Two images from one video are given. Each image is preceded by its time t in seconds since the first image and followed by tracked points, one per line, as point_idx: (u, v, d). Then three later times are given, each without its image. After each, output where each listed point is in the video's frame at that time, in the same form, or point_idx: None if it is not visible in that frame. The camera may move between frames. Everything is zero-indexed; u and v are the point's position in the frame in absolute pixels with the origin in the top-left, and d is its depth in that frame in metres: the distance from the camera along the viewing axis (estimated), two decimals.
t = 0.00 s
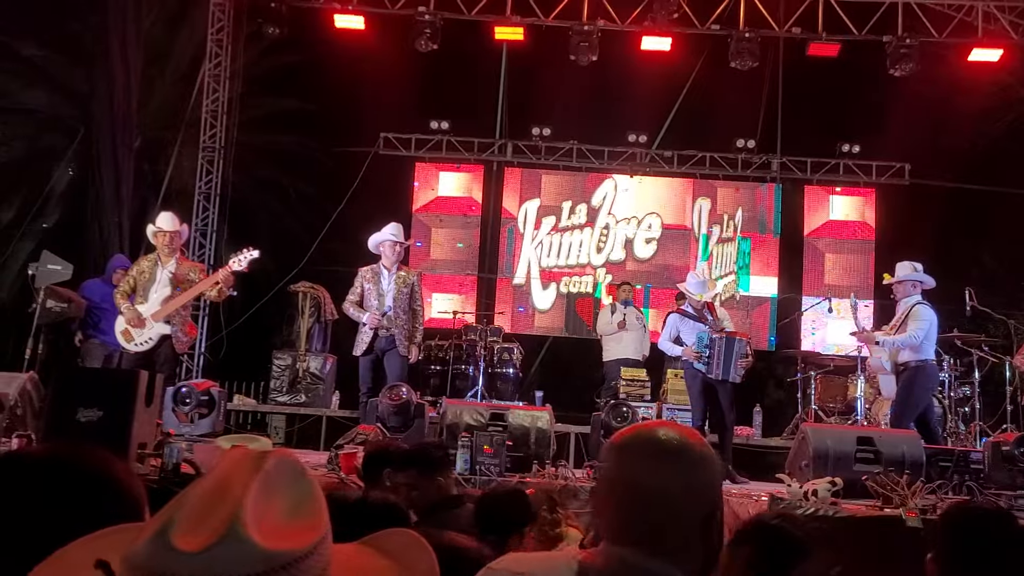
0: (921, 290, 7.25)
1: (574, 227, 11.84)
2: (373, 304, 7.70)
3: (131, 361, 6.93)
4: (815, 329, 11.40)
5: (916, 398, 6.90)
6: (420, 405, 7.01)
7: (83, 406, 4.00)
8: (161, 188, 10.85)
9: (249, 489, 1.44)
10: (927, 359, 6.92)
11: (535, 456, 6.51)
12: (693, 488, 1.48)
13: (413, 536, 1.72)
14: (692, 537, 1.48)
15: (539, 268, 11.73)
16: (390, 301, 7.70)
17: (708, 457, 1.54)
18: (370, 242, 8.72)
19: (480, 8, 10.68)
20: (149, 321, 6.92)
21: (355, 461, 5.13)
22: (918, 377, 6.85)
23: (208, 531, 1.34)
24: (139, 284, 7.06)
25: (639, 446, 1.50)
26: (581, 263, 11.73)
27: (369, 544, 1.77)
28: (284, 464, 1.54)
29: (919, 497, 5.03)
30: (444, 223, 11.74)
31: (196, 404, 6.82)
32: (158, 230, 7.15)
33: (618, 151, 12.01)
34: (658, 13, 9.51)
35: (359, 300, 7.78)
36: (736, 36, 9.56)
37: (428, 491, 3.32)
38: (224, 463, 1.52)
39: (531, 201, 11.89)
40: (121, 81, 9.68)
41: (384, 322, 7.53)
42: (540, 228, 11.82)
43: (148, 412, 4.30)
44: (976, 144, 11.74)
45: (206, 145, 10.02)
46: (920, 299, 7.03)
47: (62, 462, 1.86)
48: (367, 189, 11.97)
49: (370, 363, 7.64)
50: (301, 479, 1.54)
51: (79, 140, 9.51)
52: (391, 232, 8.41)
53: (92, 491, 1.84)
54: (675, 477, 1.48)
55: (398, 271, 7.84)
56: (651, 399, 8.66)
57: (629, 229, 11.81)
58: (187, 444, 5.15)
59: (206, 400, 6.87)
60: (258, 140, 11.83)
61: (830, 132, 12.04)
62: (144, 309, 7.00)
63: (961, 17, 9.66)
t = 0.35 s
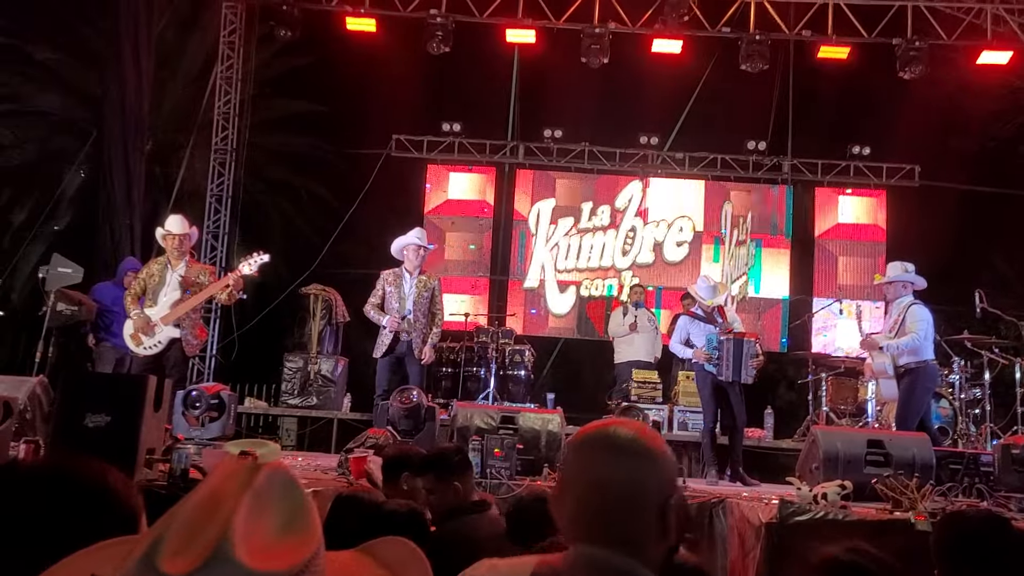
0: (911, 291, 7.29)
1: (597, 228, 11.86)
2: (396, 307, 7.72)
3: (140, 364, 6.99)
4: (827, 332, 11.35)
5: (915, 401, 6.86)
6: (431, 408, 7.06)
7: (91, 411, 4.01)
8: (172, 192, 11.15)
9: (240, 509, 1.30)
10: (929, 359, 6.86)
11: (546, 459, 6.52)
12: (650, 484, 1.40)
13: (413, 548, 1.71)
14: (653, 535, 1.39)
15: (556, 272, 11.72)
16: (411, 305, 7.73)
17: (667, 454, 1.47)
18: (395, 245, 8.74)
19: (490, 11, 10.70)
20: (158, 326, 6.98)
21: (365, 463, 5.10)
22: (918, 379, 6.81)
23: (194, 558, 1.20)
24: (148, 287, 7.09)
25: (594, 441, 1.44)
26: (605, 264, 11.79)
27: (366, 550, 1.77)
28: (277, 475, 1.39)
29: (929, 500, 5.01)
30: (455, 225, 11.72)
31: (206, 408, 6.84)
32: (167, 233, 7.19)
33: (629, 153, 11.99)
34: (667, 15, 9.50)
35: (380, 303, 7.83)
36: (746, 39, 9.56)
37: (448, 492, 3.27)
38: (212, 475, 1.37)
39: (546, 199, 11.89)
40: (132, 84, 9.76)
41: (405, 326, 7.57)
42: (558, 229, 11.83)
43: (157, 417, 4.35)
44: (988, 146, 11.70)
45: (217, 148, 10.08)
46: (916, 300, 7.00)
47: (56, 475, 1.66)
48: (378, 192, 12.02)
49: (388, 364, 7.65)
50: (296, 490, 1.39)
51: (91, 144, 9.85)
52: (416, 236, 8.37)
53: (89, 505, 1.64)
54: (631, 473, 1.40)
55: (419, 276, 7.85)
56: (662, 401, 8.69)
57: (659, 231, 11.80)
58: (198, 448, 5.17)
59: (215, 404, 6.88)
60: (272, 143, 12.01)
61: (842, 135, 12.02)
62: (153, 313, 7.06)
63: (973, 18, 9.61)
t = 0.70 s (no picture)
0: (910, 296, 7.24)
1: (610, 235, 11.78)
2: (407, 316, 7.71)
3: (143, 371, 6.95)
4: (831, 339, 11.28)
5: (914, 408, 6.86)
6: (433, 415, 7.03)
7: (96, 418, 3.94)
8: (175, 199, 11.24)
9: (225, 530, 1.05)
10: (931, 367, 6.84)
11: (548, 466, 6.49)
12: (677, 481, 1.26)
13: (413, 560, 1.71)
14: (694, 539, 1.25)
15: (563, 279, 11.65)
16: (422, 315, 7.71)
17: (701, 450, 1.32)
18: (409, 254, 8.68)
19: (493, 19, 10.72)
20: (162, 333, 6.95)
21: (366, 472, 5.06)
22: (917, 388, 6.79)
23: None
24: (151, 294, 7.11)
25: (615, 440, 1.33)
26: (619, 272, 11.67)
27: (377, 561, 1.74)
28: (275, 491, 1.12)
29: (933, 508, 4.97)
30: (456, 232, 11.67)
31: (209, 415, 6.85)
32: (171, 241, 7.20)
33: (631, 159, 11.94)
34: (671, 23, 9.50)
35: (392, 310, 7.81)
36: (748, 46, 9.57)
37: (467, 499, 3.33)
38: (207, 483, 1.12)
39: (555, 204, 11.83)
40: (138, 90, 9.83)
41: (415, 333, 7.55)
42: (568, 236, 11.79)
43: (160, 424, 4.19)
44: (991, 153, 11.71)
45: (221, 156, 10.11)
46: (916, 306, 6.98)
47: (52, 480, 1.54)
48: (381, 199, 12.02)
49: (398, 371, 7.59)
50: (295, 509, 1.12)
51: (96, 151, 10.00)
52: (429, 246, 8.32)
53: (84, 514, 1.50)
54: (656, 472, 1.28)
55: (432, 286, 7.85)
56: (664, 407, 8.62)
57: (679, 239, 11.65)
58: (201, 455, 5.15)
59: (219, 411, 6.89)
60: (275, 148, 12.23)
61: (845, 141, 12.02)
62: (157, 320, 7.04)
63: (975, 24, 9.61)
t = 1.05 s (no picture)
0: (915, 301, 7.25)
1: (621, 242, 11.74)
2: (411, 326, 7.71)
3: (144, 380, 6.95)
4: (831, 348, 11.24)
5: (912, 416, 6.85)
6: (433, 425, 6.98)
7: (99, 428, 3.90)
8: (175, 208, 11.39)
9: (212, 534, 1.05)
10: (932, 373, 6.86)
11: (548, 475, 6.47)
12: (715, 500, 1.40)
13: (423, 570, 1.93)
14: (731, 553, 1.39)
15: (569, 288, 11.62)
16: (427, 325, 7.72)
17: (738, 468, 1.46)
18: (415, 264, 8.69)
19: (491, 27, 10.74)
20: (163, 342, 6.96)
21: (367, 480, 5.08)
22: (914, 394, 6.80)
23: None
24: (151, 304, 7.09)
25: (656, 458, 1.45)
26: (631, 281, 11.64)
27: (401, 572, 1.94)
28: (283, 499, 1.10)
29: (935, 517, 4.94)
30: (456, 241, 11.65)
31: (210, 424, 6.84)
32: (171, 250, 7.19)
33: (629, 168, 11.91)
34: (668, 32, 9.51)
35: (397, 320, 7.80)
36: (746, 54, 9.59)
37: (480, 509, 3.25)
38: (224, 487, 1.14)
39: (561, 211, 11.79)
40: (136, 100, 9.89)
41: (419, 343, 7.57)
42: (575, 243, 11.74)
43: (165, 434, 4.14)
44: (989, 160, 11.76)
45: (220, 165, 10.11)
46: (921, 313, 7.00)
47: (57, 490, 1.61)
48: (380, 208, 12.02)
49: (403, 381, 7.58)
50: (302, 517, 1.10)
51: (95, 161, 10.04)
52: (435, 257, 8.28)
53: (91, 522, 1.57)
54: (698, 488, 1.40)
55: (437, 297, 7.87)
56: (664, 415, 8.54)
57: (694, 249, 11.63)
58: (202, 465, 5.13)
59: (220, 420, 6.88)
60: (275, 159, 12.18)
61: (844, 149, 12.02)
62: (158, 329, 7.05)
63: (973, 32, 9.63)
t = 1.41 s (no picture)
0: (929, 308, 7.16)
1: (642, 248, 11.68)
2: (424, 331, 7.74)
3: (156, 384, 7.00)
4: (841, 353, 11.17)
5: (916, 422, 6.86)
6: (444, 429, 6.99)
7: (120, 432, 3.92)
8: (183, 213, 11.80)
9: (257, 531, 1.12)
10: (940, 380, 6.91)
11: (558, 481, 6.43)
12: (746, 507, 1.58)
13: None
14: (763, 559, 1.57)
15: (586, 294, 11.55)
16: (438, 330, 7.74)
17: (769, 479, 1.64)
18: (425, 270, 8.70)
19: (499, 32, 10.76)
20: (173, 346, 6.98)
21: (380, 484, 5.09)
22: (919, 402, 6.78)
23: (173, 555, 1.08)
24: (163, 309, 7.10)
25: (691, 469, 1.64)
26: (653, 286, 11.60)
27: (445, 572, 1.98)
28: (345, 504, 1.12)
29: (948, 524, 4.92)
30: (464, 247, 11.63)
31: (222, 428, 6.86)
32: (182, 255, 7.22)
33: (636, 172, 11.80)
34: (675, 36, 9.53)
35: (409, 326, 7.84)
36: (754, 59, 9.60)
37: (514, 514, 3.13)
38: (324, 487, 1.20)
39: (575, 214, 11.75)
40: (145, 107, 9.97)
41: (432, 347, 7.59)
42: (591, 249, 11.69)
43: (182, 438, 4.13)
44: (996, 165, 11.76)
45: (228, 170, 10.14)
46: (937, 323, 6.96)
47: (85, 493, 1.53)
48: (387, 213, 12.04)
49: (414, 386, 7.59)
50: (358, 517, 1.09)
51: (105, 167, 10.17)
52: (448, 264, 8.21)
53: (120, 527, 1.49)
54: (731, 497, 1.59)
55: (449, 302, 7.87)
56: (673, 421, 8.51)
57: (718, 255, 11.60)
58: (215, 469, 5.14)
59: (231, 424, 6.90)
60: (282, 164, 12.34)
61: (850, 154, 12.02)
62: (170, 333, 7.06)
63: (982, 37, 9.62)
